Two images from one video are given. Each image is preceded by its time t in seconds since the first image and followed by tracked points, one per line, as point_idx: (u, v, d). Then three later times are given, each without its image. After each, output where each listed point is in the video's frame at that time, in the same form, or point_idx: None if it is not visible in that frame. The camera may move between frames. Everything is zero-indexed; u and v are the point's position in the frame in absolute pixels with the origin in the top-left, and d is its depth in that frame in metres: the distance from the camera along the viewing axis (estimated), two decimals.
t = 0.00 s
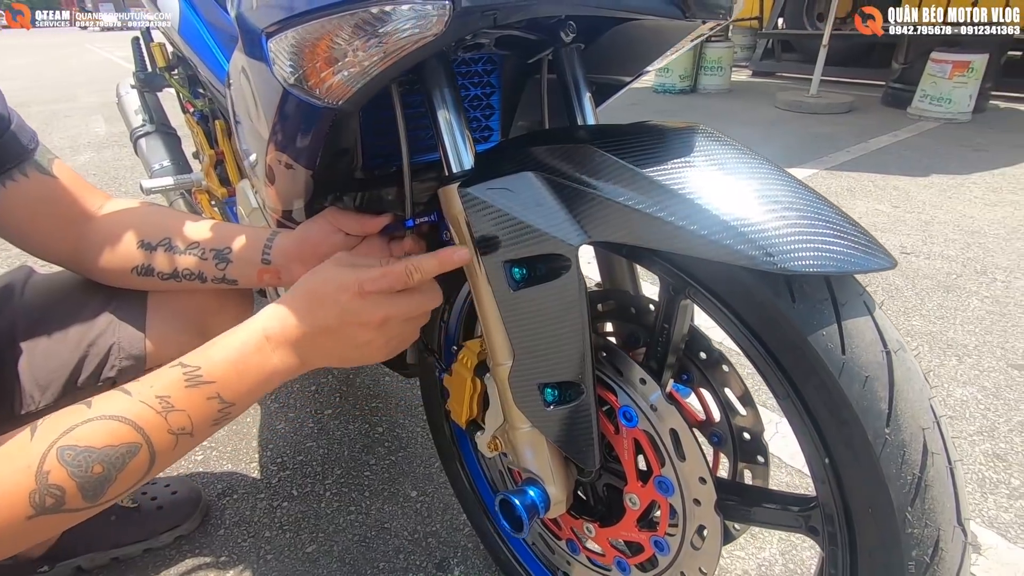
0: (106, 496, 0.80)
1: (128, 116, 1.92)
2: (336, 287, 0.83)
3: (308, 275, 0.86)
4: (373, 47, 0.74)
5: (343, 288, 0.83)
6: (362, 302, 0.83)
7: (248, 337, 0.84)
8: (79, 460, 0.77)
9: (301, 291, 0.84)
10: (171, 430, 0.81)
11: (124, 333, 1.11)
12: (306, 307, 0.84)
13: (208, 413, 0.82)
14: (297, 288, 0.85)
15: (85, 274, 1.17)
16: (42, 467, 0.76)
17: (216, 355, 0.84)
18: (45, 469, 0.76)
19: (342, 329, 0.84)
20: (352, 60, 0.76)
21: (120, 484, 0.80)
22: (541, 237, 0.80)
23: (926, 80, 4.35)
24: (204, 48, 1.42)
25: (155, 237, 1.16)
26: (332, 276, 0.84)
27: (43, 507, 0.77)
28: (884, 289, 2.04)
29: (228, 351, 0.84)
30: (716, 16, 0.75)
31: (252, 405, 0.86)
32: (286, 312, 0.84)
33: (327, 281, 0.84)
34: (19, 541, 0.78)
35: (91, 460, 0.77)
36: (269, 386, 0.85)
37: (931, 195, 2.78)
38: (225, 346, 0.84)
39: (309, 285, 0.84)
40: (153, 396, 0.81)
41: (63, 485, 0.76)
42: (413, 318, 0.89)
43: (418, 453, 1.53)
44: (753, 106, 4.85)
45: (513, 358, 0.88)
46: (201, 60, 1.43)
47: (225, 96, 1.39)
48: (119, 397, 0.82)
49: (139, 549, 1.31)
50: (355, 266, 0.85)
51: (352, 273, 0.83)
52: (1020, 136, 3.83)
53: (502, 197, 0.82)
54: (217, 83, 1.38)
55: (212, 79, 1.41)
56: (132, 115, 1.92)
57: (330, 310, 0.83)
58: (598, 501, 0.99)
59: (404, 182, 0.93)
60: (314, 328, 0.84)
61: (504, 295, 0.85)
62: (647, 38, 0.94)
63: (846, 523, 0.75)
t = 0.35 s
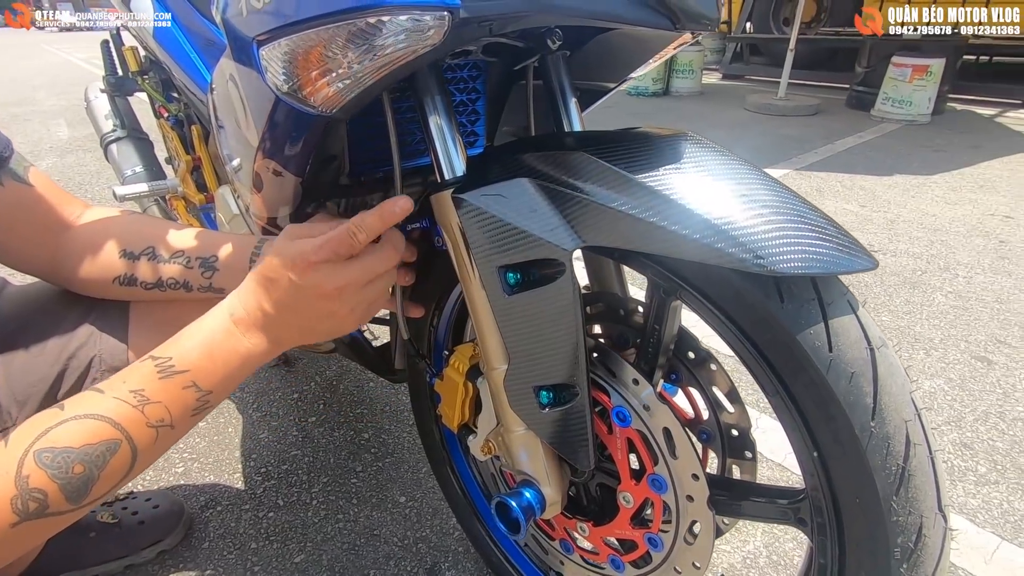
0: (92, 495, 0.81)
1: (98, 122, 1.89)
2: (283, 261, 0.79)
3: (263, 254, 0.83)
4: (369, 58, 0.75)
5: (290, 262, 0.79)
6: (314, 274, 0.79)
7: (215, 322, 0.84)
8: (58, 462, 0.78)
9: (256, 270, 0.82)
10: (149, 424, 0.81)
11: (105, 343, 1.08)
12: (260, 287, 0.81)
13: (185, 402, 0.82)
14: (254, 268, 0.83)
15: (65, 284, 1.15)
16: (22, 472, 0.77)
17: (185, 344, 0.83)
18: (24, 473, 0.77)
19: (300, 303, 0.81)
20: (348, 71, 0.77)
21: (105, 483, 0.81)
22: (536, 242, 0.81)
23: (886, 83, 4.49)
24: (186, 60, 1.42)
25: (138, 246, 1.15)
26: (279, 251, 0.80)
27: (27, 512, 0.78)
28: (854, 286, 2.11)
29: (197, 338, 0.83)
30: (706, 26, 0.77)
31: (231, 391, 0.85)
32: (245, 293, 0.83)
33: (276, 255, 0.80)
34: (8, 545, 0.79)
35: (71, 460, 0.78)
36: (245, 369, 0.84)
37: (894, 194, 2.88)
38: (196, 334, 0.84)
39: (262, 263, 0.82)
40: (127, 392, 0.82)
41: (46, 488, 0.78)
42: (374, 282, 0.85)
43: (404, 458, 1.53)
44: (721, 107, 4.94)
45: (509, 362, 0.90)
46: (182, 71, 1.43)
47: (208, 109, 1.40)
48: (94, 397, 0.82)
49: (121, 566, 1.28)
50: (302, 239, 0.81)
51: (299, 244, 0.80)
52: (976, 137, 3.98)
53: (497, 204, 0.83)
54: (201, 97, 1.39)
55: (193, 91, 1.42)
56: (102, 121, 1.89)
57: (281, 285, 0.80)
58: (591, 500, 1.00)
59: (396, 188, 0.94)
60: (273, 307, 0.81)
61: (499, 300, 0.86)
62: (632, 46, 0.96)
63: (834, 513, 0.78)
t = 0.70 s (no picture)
0: (65, 511, 0.80)
1: (70, 125, 1.86)
2: (303, 301, 0.82)
3: (266, 280, 0.84)
4: (365, 63, 0.75)
5: (313, 304, 0.82)
6: (335, 319, 0.83)
7: (204, 340, 0.84)
8: (34, 480, 0.76)
9: (261, 299, 0.83)
10: (131, 440, 0.81)
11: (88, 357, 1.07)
12: (268, 320, 0.83)
13: (170, 420, 0.83)
14: (255, 294, 0.84)
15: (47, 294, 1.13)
16: None
17: (172, 361, 0.83)
18: None
19: (311, 339, 0.85)
20: (342, 75, 0.77)
21: (80, 497, 0.80)
22: (531, 242, 0.83)
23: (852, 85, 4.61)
24: (166, 63, 1.41)
25: (121, 254, 1.13)
26: (301, 292, 0.82)
27: None
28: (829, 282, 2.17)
29: (183, 354, 0.83)
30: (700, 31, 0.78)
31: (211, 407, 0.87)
32: (241, 317, 0.84)
33: (292, 293, 0.82)
34: None
35: (48, 478, 0.77)
36: (229, 384, 0.86)
37: (864, 193, 2.96)
38: (181, 350, 0.84)
39: (269, 293, 0.83)
40: (108, 408, 0.81)
41: (18, 506, 0.76)
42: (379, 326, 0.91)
43: (393, 461, 1.53)
44: (692, 109, 5.03)
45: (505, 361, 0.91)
46: (161, 74, 1.42)
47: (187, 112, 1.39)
48: (69, 411, 0.80)
49: None
50: (322, 282, 0.84)
51: (320, 284, 0.83)
52: (937, 137, 4.11)
53: (491, 205, 0.85)
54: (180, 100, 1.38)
55: (172, 93, 1.41)
56: (73, 124, 1.86)
57: (296, 322, 0.83)
58: (585, 496, 1.02)
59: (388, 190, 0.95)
60: (276, 336, 0.84)
61: (494, 301, 0.88)
62: (618, 49, 0.98)
63: (823, 501, 0.80)
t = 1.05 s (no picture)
0: None
1: (42, 128, 1.82)
2: (243, 333, 0.84)
3: (205, 305, 0.85)
4: (364, 66, 0.75)
5: (255, 338, 0.84)
6: (279, 356, 0.84)
7: (114, 353, 0.83)
8: None
9: (196, 325, 0.84)
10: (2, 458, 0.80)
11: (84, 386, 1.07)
12: (198, 347, 0.84)
13: (49, 442, 0.82)
14: (190, 318, 0.84)
15: (41, 316, 1.09)
16: None
17: (74, 374, 0.82)
18: None
19: (239, 375, 0.85)
20: (338, 76, 0.77)
21: None
22: (530, 242, 0.83)
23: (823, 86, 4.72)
24: (145, 64, 1.39)
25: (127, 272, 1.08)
26: (233, 327, 0.84)
27: None
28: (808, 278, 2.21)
29: (89, 366, 0.82)
30: (697, 33, 0.79)
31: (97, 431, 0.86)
32: (167, 339, 0.84)
33: (234, 322, 0.84)
34: None
35: None
36: (127, 404, 0.85)
37: (838, 191, 3.03)
38: (86, 360, 0.83)
39: (206, 320, 0.84)
40: None
41: None
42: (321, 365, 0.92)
43: (383, 465, 1.53)
44: (667, 109, 5.09)
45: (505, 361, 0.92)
46: (140, 74, 1.39)
47: (168, 113, 1.37)
48: None
49: None
50: (268, 317, 0.86)
51: (266, 318, 0.85)
52: (903, 136, 4.23)
53: (489, 206, 0.85)
54: (161, 101, 1.36)
55: (152, 95, 1.39)
56: (45, 126, 1.82)
57: (229, 353, 0.84)
58: (582, 493, 1.03)
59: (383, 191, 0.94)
60: (201, 361, 0.84)
61: (493, 300, 0.88)
62: (608, 51, 1.00)
63: (819, 491, 0.82)
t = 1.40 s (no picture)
0: None
1: (18, 131, 1.79)
2: (253, 462, 0.77)
3: (210, 429, 0.77)
4: (366, 69, 0.75)
5: (262, 468, 0.78)
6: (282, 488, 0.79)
7: (107, 481, 0.73)
8: None
9: (199, 451, 0.76)
10: None
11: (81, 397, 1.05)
12: (199, 478, 0.75)
13: None
14: (191, 443, 0.76)
15: (32, 321, 1.07)
16: None
17: (58, 502, 0.71)
18: None
19: (234, 504, 0.78)
20: (339, 78, 0.77)
21: None
22: (532, 242, 0.84)
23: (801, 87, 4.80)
24: (130, 66, 1.38)
25: (123, 276, 1.09)
26: (256, 455, 0.77)
27: None
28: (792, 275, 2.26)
29: (73, 496, 0.72)
30: (698, 39, 0.80)
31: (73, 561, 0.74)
32: (165, 466, 0.75)
33: (241, 453, 0.77)
34: None
35: None
36: (105, 538, 0.75)
37: (818, 190, 3.09)
38: (70, 487, 0.73)
39: (209, 446, 0.76)
40: None
41: None
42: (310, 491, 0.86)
43: (377, 469, 1.52)
44: (647, 110, 5.14)
45: (507, 361, 0.92)
46: (125, 77, 1.38)
47: (154, 116, 1.35)
48: None
49: None
50: (280, 444, 0.80)
51: (272, 447, 0.79)
52: (876, 136, 4.32)
53: (491, 207, 0.86)
54: (147, 103, 1.35)
55: (137, 97, 1.37)
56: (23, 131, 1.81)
57: (234, 482, 0.77)
58: (582, 491, 1.04)
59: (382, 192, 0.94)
60: (197, 492, 0.76)
61: (496, 301, 0.89)
62: (603, 53, 1.01)
63: (819, 483, 0.84)
